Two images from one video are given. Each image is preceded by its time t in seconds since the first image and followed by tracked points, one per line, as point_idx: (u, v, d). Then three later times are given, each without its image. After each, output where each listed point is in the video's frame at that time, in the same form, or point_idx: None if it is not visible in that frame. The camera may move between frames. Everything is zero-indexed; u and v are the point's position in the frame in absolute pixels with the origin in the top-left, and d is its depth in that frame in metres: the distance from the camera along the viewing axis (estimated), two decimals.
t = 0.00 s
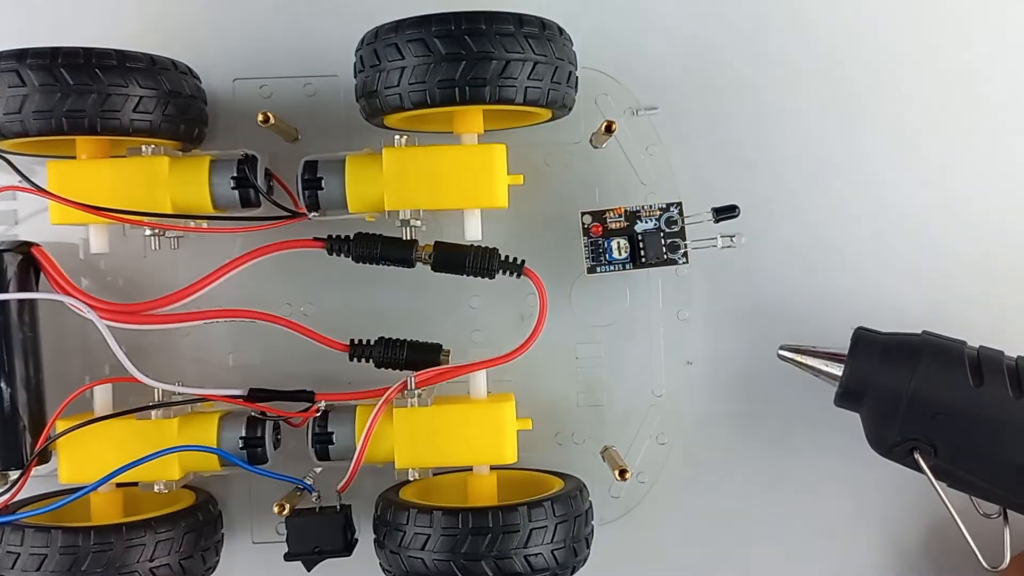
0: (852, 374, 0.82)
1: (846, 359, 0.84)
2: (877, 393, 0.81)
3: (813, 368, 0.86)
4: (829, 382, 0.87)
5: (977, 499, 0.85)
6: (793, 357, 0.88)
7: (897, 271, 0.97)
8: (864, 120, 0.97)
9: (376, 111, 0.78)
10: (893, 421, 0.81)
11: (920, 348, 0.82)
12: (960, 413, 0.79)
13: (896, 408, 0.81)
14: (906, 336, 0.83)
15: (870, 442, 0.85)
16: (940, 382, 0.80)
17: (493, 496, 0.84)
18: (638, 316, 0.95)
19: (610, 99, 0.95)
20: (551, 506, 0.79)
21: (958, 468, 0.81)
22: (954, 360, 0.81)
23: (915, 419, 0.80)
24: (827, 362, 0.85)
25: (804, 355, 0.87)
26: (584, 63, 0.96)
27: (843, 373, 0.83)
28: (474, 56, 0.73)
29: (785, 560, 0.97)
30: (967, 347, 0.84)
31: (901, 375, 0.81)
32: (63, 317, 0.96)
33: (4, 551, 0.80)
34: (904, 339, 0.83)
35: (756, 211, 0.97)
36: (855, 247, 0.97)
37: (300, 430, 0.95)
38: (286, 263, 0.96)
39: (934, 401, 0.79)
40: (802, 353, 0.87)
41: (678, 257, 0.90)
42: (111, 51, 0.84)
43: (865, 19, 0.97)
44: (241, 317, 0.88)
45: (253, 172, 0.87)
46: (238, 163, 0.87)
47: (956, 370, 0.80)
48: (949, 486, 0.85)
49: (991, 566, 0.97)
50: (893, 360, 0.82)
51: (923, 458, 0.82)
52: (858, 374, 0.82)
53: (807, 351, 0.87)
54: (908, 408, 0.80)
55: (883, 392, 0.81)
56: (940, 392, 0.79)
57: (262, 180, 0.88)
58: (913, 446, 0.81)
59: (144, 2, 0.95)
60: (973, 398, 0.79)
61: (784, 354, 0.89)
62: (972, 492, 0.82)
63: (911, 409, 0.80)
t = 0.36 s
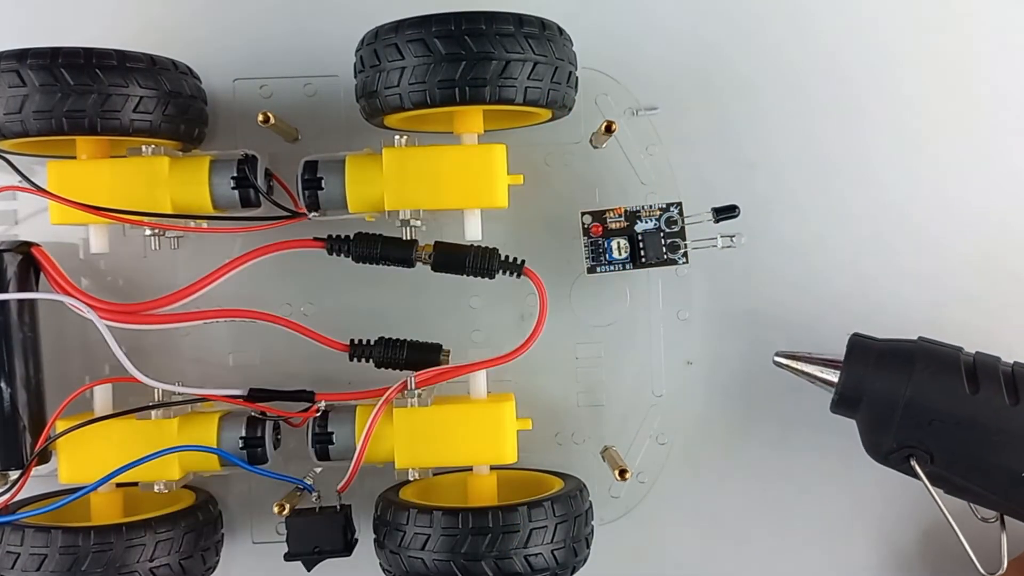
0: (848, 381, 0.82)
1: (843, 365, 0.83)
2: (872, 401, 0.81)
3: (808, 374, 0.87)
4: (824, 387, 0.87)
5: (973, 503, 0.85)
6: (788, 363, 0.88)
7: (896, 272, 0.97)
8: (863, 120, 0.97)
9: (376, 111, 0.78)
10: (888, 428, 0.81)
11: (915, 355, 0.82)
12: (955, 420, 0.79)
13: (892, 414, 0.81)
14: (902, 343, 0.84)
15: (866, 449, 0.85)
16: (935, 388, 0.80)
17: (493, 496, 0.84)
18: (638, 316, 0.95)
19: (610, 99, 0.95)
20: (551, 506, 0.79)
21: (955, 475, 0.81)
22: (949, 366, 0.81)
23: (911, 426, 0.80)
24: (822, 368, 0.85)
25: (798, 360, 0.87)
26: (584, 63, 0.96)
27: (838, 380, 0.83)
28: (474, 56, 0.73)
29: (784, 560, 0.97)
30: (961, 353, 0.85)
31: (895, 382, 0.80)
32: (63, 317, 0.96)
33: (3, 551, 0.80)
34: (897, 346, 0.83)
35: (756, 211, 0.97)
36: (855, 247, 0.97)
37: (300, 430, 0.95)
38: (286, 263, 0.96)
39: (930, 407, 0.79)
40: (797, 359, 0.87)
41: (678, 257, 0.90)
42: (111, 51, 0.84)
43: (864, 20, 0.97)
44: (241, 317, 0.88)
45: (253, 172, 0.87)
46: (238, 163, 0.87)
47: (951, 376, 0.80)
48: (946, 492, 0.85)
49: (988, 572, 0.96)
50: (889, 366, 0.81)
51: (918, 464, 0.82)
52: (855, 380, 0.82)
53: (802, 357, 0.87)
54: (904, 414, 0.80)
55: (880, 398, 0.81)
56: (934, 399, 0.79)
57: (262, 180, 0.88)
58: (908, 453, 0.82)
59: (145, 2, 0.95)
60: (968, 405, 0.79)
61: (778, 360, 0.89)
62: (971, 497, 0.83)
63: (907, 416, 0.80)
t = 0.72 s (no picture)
0: (847, 381, 0.82)
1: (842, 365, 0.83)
2: (872, 401, 0.81)
3: (811, 375, 0.86)
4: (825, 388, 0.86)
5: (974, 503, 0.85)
6: (791, 365, 0.88)
7: (898, 272, 0.97)
8: (864, 119, 0.97)
9: (375, 110, 0.78)
10: (888, 429, 0.82)
11: (917, 355, 0.81)
12: (955, 421, 0.79)
13: (892, 413, 0.81)
14: (904, 343, 0.83)
15: (868, 448, 0.85)
16: (935, 390, 0.79)
17: (493, 497, 0.88)
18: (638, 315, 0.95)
19: (610, 99, 0.96)
20: (551, 507, 0.78)
21: (954, 475, 0.81)
22: (949, 367, 0.80)
23: (912, 428, 0.80)
24: (825, 368, 0.85)
25: (800, 361, 0.87)
26: (584, 63, 0.96)
27: (838, 380, 0.83)
28: (473, 54, 0.72)
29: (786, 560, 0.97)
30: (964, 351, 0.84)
31: (897, 382, 0.80)
32: (63, 317, 0.96)
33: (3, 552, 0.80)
34: (899, 345, 0.83)
35: (757, 211, 0.97)
36: (857, 247, 0.97)
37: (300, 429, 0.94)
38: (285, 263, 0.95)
39: (930, 408, 0.79)
40: (800, 360, 0.87)
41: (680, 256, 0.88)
42: (110, 50, 0.83)
43: (867, 19, 0.97)
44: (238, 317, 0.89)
45: (252, 172, 0.87)
46: (237, 163, 0.86)
47: (952, 376, 0.79)
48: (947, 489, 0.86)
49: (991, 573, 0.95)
50: (888, 366, 0.81)
51: (919, 465, 0.82)
52: (855, 381, 0.82)
53: (804, 359, 0.87)
54: (905, 415, 0.80)
55: (879, 398, 0.81)
56: (934, 401, 0.79)
57: (261, 180, 0.88)
58: (910, 454, 0.82)
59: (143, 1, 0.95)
60: (968, 406, 0.78)
61: (779, 360, 0.89)
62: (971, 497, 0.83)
63: (907, 417, 0.80)
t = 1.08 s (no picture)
0: (769, 381, 0.80)
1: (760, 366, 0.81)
2: (794, 399, 0.79)
3: (739, 376, 0.83)
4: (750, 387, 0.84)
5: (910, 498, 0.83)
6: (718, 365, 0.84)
7: (898, 273, 0.97)
8: (864, 120, 0.97)
9: (375, 110, 0.78)
10: (810, 427, 0.79)
11: (831, 351, 0.79)
12: (875, 416, 0.77)
13: (812, 412, 0.79)
14: (824, 339, 0.81)
15: (794, 447, 0.83)
16: (852, 385, 0.77)
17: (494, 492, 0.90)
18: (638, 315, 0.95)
19: (610, 99, 0.95)
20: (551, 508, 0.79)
21: (882, 471, 0.79)
22: (864, 361, 0.78)
23: (831, 423, 0.78)
24: (748, 370, 0.82)
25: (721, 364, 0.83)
26: (584, 63, 0.96)
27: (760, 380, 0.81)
28: (474, 55, 0.73)
29: (785, 561, 0.96)
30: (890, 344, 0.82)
31: (813, 379, 0.78)
32: (63, 317, 0.96)
33: (3, 551, 0.80)
34: (818, 340, 0.81)
35: (757, 211, 0.97)
36: (856, 248, 0.97)
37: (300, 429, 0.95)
38: (285, 263, 0.95)
39: (847, 404, 0.77)
40: (726, 363, 0.83)
41: (680, 257, 0.88)
42: (110, 51, 0.84)
43: (866, 21, 0.97)
44: (240, 317, 0.89)
45: (253, 172, 0.87)
46: (237, 163, 0.87)
47: (866, 370, 0.77)
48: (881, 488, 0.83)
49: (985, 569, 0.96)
50: (807, 364, 0.79)
51: (845, 461, 0.80)
52: (777, 380, 0.80)
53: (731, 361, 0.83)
54: (824, 411, 0.78)
55: (800, 397, 0.79)
56: (851, 395, 0.77)
57: (262, 180, 0.88)
58: (833, 450, 0.80)
59: (144, 2, 0.95)
60: (884, 400, 0.76)
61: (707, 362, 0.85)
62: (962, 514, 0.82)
63: (826, 413, 0.78)
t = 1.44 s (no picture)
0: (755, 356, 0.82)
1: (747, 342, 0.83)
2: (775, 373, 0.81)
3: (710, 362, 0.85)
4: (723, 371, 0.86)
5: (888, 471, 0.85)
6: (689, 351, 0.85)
7: (898, 272, 0.97)
8: (864, 119, 0.97)
9: (375, 109, 0.78)
10: (792, 400, 0.82)
11: (815, 326, 0.82)
12: (856, 388, 0.79)
13: (798, 387, 0.81)
14: (809, 316, 0.83)
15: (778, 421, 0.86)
16: (835, 359, 0.80)
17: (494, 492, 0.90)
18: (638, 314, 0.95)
19: (610, 98, 0.95)
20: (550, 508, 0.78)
21: (864, 443, 0.81)
22: (848, 336, 0.80)
23: (816, 397, 0.80)
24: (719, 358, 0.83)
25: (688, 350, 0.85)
26: (583, 62, 0.96)
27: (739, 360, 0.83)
28: (472, 54, 0.73)
29: (785, 560, 0.96)
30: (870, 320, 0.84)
31: (797, 354, 0.81)
32: (64, 317, 0.96)
33: (3, 551, 0.81)
34: (801, 317, 0.83)
35: (757, 210, 0.97)
36: (856, 247, 0.97)
37: (301, 428, 0.95)
38: (285, 263, 0.95)
39: (831, 377, 0.80)
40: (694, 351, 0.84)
41: (679, 256, 0.88)
42: (110, 50, 0.84)
43: (866, 20, 0.97)
44: (239, 317, 0.89)
45: (252, 172, 0.87)
46: (237, 163, 0.87)
47: (849, 345, 0.80)
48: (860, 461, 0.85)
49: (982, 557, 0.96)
50: (792, 340, 0.82)
51: (827, 434, 0.82)
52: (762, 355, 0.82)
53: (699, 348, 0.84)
54: (810, 387, 0.80)
55: (787, 372, 0.81)
56: (834, 369, 0.79)
57: (262, 180, 0.88)
58: (816, 424, 0.82)
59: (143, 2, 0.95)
60: (867, 372, 0.79)
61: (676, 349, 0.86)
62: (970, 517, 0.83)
63: (812, 387, 0.80)
